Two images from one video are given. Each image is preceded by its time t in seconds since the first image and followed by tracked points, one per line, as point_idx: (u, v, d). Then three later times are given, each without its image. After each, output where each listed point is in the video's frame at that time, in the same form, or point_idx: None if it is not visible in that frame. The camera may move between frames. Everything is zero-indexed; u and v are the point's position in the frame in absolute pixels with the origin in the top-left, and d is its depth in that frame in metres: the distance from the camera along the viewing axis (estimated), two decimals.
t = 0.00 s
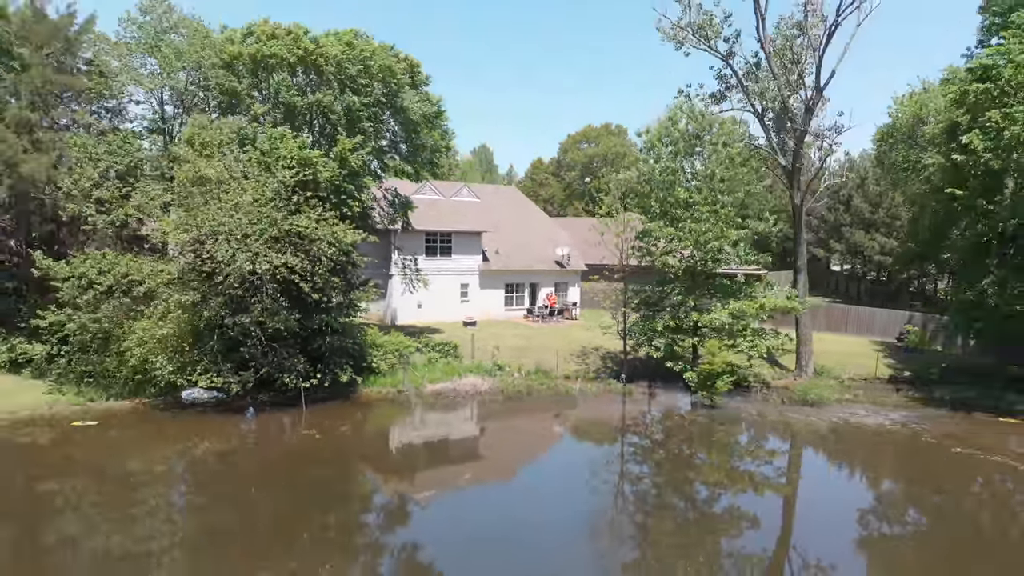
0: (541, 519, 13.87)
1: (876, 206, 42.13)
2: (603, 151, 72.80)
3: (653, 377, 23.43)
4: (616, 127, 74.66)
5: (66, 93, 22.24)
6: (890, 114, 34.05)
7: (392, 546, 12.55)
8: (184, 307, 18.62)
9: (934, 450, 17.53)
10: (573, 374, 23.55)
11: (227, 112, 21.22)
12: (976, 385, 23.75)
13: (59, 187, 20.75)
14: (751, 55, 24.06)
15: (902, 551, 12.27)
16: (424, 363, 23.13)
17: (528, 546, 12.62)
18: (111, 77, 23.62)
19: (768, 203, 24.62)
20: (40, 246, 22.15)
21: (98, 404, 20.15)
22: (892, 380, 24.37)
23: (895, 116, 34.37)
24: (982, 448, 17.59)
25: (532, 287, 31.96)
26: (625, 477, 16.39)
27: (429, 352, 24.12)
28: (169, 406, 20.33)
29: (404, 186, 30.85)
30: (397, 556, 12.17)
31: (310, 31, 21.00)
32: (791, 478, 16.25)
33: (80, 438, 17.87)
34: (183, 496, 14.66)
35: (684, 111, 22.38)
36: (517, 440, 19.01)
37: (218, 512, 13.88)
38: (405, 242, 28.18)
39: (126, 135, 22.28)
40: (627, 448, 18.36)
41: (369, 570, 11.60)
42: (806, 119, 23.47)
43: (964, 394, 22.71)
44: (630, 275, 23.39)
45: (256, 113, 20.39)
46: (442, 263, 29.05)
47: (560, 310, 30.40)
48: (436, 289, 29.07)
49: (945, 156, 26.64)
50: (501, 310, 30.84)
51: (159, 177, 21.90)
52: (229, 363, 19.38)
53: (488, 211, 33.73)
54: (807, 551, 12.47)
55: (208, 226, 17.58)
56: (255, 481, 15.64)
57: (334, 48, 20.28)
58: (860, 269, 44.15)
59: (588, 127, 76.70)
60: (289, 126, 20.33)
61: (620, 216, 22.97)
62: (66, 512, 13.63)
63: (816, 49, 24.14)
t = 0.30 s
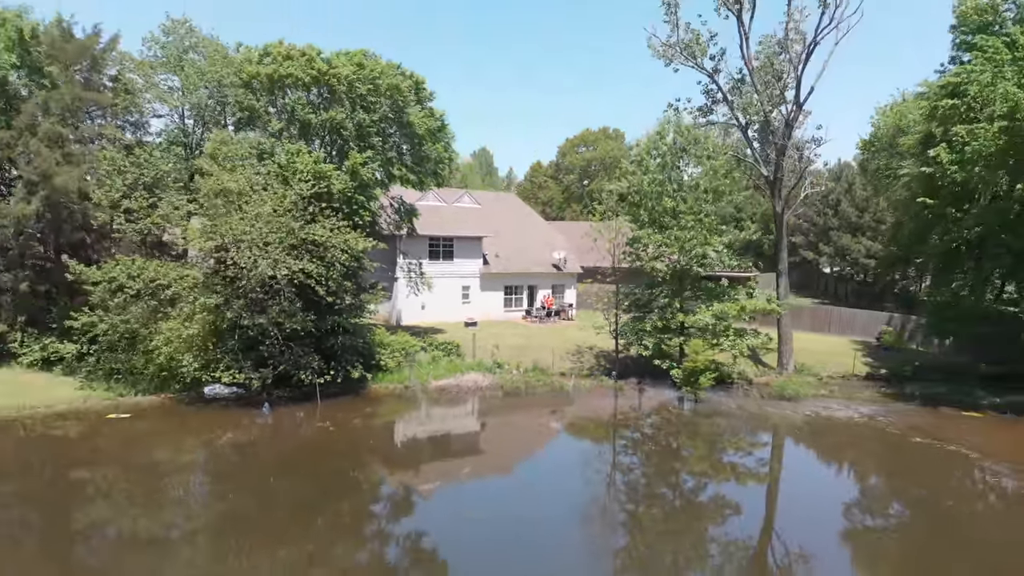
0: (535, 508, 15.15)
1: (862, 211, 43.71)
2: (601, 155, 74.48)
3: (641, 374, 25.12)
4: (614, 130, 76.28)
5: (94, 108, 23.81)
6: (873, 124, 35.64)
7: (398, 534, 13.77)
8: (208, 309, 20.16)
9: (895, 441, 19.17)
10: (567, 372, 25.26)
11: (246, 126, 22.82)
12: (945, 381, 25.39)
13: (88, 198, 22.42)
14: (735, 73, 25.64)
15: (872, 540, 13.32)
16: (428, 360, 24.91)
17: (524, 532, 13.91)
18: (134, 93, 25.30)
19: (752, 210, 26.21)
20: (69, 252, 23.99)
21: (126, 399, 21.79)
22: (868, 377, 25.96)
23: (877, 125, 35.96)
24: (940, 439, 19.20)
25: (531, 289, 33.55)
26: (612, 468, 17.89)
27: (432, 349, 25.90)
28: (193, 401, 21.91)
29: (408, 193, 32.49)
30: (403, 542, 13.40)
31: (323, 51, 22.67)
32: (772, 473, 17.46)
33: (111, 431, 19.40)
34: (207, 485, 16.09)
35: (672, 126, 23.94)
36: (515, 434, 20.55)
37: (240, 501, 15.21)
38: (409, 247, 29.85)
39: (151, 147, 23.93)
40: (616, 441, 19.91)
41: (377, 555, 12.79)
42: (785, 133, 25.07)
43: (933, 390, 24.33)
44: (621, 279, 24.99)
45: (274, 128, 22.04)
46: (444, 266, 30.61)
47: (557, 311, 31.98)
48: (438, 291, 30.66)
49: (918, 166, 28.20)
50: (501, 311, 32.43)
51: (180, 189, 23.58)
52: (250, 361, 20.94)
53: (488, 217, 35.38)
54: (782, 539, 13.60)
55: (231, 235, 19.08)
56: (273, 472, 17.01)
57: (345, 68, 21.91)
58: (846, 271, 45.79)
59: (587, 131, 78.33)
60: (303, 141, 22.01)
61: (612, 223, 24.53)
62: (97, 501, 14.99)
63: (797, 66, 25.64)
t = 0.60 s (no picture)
0: (531, 498, 16.39)
1: (849, 216, 45.41)
2: (598, 159, 76.41)
3: (631, 372, 26.84)
4: (611, 135, 78.01)
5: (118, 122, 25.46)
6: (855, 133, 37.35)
7: (401, 522, 14.95)
8: (229, 311, 21.81)
9: (863, 434, 20.76)
10: (562, 371, 27.00)
11: (261, 141, 24.55)
12: (916, 379, 27.06)
13: (115, 208, 23.95)
14: (720, 89, 27.31)
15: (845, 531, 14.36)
16: (431, 359, 26.64)
17: (519, 516, 15.34)
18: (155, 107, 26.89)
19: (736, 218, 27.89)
20: (94, 257, 25.30)
21: (151, 395, 23.44)
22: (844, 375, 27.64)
23: (859, 135, 37.66)
24: (902, 433, 20.80)
25: (528, 292, 35.21)
26: (600, 459, 19.47)
27: (434, 348, 27.63)
28: (214, 397, 23.54)
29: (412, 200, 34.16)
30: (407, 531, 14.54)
31: (335, 71, 24.44)
32: (754, 467, 18.74)
33: (136, 425, 20.98)
34: (226, 476, 17.57)
35: (660, 140, 25.61)
36: (512, 429, 22.15)
37: (257, 492, 16.60)
38: (413, 251, 31.52)
39: (172, 160, 25.67)
40: (605, 434, 21.50)
41: (381, 541, 13.92)
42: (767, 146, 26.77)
43: (903, 386, 25.99)
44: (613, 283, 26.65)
45: (289, 144, 23.78)
46: (446, 270, 32.28)
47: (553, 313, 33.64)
48: (441, 294, 32.32)
49: (892, 176, 29.95)
50: (500, 313, 34.09)
51: (201, 200, 25.60)
52: (267, 359, 22.63)
53: (488, 222, 37.07)
54: (761, 527, 14.80)
55: (251, 243, 20.73)
56: (286, 463, 18.52)
57: (356, 88, 23.66)
58: (834, 273, 47.47)
59: (585, 135, 80.11)
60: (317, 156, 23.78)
61: (604, 231, 26.18)
62: (125, 490, 16.45)
63: (779, 83, 27.26)
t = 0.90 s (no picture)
0: (531, 493, 17.89)
1: (836, 220, 47.12)
2: (596, 163, 78.15)
3: (621, 371, 28.71)
4: (608, 139, 79.76)
5: (140, 138, 27.25)
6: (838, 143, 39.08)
7: (405, 514, 16.32)
8: (247, 314, 23.53)
9: (833, 429, 22.46)
10: (557, 370, 28.84)
11: (276, 155, 26.39)
12: (889, 377, 28.79)
13: (138, 217, 25.60)
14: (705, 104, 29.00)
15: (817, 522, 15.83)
16: (434, 358, 28.67)
17: (520, 508, 16.83)
18: (174, 121, 28.59)
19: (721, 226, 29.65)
20: (118, 262, 27.15)
21: (173, 391, 25.19)
22: (822, 373, 29.39)
23: (842, 144, 39.41)
24: (869, 428, 22.47)
25: (526, 294, 36.95)
26: (590, 452, 21.10)
27: (437, 348, 29.29)
28: (232, 393, 25.26)
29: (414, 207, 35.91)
30: (412, 522, 15.88)
31: (345, 89, 26.20)
32: (738, 461, 20.26)
33: (160, 421, 22.63)
34: (244, 467, 19.22)
35: (648, 153, 27.34)
36: (510, 424, 23.81)
37: (274, 484, 18.09)
38: (417, 256, 33.25)
39: (191, 172, 27.51)
40: (595, 429, 23.23)
41: (387, 531, 15.26)
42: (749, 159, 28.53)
43: (877, 384, 27.69)
44: (604, 286, 28.37)
45: (302, 157, 25.54)
46: (447, 274, 34.03)
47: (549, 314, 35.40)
48: (442, 296, 34.02)
49: (869, 186, 31.73)
50: (498, 315, 35.85)
51: (219, 209, 27.60)
52: (282, 358, 24.40)
53: (488, 228, 38.87)
54: (745, 517, 16.27)
55: (268, 252, 22.41)
56: (301, 456, 20.11)
57: (364, 105, 25.39)
58: (821, 276, 49.23)
59: (582, 140, 81.90)
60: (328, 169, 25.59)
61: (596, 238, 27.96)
62: (153, 478, 18.11)
63: (761, 98, 28.93)
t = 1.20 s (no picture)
0: (529, 485, 19.54)
1: (822, 225, 48.93)
2: (594, 167, 79.62)
3: (612, 370, 30.63)
4: (605, 144, 81.50)
5: (160, 151, 28.98)
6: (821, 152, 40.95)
7: (408, 505, 17.86)
8: (264, 316, 25.44)
9: (805, 424, 24.34)
10: (552, 369, 30.72)
11: (289, 168, 28.30)
12: (863, 375, 30.61)
13: (160, 227, 27.44)
14: (691, 118, 30.85)
15: (789, 513, 17.36)
16: (436, 358, 30.53)
17: (519, 498, 18.45)
18: (192, 135, 30.45)
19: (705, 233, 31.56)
20: (140, 268, 29.02)
21: (193, 388, 27.07)
22: (800, 372, 31.31)
23: (825, 153, 41.25)
24: (839, 423, 24.27)
25: (523, 297, 38.78)
26: (580, 446, 22.87)
27: (439, 348, 31.20)
28: (248, 390, 27.14)
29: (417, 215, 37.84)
30: (414, 514, 17.35)
31: (354, 107, 28.06)
32: (721, 455, 21.93)
33: (181, 416, 24.44)
34: (262, 458, 21.06)
35: (636, 166, 29.23)
36: (506, 421, 25.59)
37: (289, 475, 19.74)
38: (419, 261, 35.15)
39: (208, 183, 29.40)
40: (586, 424, 25.10)
41: (393, 520, 16.76)
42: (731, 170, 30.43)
43: (851, 382, 29.51)
44: (596, 290, 30.21)
45: (313, 170, 27.41)
46: (448, 277, 35.90)
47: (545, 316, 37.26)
48: (443, 299, 35.88)
49: (847, 195, 33.59)
50: (497, 316, 37.71)
51: (234, 218, 29.53)
52: (295, 357, 26.29)
53: (487, 234, 40.78)
54: (729, 507, 17.78)
55: (283, 259, 24.19)
56: (314, 448, 21.90)
57: (371, 122, 27.25)
58: (808, 279, 51.08)
59: (580, 144, 83.61)
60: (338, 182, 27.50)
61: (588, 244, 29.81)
62: (181, 467, 19.96)
63: (745, 112, 30.73)
